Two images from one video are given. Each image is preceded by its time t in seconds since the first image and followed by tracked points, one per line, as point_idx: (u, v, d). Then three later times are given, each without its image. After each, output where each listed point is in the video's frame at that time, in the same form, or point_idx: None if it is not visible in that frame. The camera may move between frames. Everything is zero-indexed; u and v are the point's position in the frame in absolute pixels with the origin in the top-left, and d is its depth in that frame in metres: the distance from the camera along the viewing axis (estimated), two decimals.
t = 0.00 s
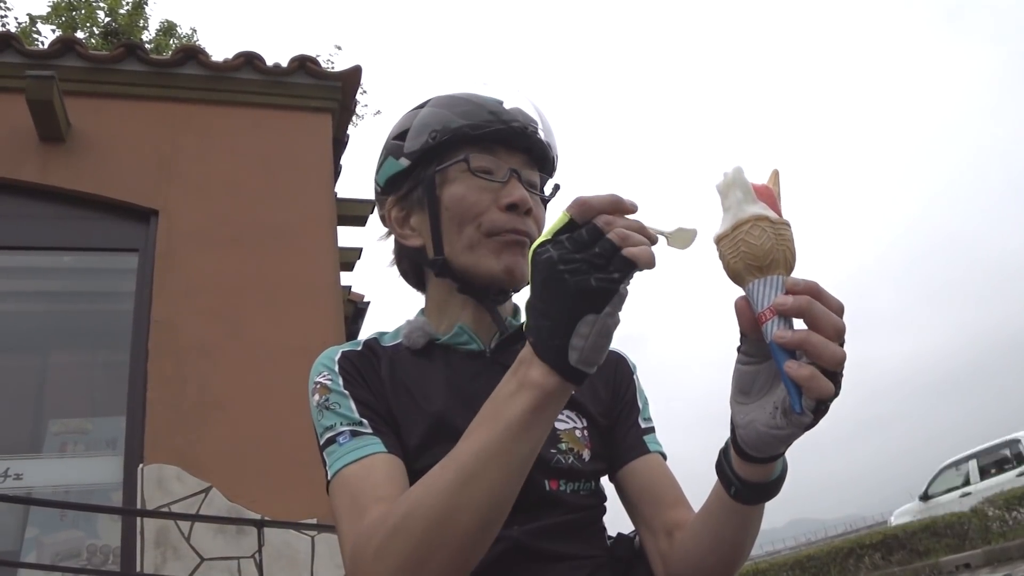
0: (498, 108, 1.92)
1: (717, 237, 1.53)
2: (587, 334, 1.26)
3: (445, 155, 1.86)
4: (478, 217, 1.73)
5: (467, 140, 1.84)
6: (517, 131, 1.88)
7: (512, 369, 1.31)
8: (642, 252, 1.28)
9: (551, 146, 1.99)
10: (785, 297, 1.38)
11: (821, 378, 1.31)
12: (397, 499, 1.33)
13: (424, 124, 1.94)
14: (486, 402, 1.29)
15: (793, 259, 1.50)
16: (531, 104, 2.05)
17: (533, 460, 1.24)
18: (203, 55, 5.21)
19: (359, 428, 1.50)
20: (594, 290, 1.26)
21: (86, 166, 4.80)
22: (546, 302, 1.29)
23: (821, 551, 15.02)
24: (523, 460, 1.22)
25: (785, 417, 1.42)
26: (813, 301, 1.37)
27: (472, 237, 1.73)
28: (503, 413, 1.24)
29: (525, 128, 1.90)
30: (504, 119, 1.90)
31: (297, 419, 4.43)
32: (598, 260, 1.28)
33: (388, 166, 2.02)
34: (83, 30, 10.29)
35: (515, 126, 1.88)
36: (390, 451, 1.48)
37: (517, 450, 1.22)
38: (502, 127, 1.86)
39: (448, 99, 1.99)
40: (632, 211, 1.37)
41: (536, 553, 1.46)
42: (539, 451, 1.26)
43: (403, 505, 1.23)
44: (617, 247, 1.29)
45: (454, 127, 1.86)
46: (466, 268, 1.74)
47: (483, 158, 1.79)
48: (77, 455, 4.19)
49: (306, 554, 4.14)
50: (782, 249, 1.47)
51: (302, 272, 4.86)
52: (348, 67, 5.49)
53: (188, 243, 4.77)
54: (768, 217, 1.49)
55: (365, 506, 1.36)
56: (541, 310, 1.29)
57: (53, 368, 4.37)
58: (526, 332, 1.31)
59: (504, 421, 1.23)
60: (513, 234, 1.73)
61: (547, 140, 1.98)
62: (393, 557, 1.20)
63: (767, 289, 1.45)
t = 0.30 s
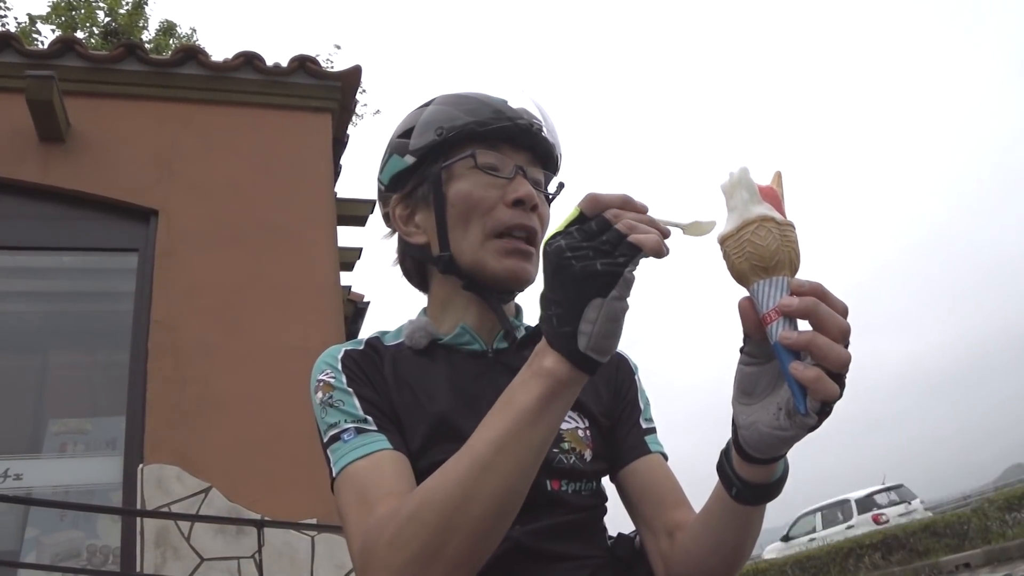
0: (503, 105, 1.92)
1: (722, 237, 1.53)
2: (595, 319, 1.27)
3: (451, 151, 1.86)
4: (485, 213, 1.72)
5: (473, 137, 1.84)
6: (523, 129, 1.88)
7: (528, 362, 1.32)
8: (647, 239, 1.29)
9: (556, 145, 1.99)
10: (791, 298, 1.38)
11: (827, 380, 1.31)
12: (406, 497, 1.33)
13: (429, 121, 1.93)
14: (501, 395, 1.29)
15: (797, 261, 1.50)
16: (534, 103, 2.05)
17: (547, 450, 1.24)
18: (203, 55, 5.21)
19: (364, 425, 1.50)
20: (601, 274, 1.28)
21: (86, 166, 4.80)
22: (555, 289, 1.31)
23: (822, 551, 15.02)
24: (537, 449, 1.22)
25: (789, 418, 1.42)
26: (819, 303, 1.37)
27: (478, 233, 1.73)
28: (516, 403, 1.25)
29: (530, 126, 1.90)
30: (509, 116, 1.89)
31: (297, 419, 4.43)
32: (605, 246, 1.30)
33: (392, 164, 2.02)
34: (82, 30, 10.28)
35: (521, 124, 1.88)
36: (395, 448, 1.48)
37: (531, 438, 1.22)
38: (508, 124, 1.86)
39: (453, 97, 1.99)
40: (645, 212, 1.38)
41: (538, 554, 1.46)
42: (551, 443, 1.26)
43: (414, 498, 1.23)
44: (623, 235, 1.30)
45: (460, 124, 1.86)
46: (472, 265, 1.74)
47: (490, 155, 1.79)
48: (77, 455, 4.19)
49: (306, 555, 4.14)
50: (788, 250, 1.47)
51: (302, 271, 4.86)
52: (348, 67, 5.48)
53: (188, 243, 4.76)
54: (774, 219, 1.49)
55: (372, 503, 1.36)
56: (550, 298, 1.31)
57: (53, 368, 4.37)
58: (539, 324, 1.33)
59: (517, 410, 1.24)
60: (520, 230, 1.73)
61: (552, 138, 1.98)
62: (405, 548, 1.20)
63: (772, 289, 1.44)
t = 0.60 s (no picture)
0: (501, 105, 1.93)
1: (716, 238, 1.53)
2: (609, 328, 1.27)
3: (451, 151, 1.86)
4: (485, 212, 1.73)
5: (472, 136, 1.84)
6: (522, 128, 1.88)
7: (539, 368, 1.32)
8: (665, 252, 1.31)
9: (555, 144, 2.00)
10: (785, 297, 1.39)
11: (823, 379, 1.32)
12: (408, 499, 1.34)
13: (428, 121, 1.94)
14: (511, 401, 1.29)
15: (790, 260, 1.51)
16: (532, 102, 2.05)
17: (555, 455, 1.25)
18: (202, 56, 5.22)
19: (364, 426, 1.51)
20: (617, 284, 1.28)
21: (86, 167, 4.80)
22: (568, 296, 1.31)
23: (822, 551, 15.04)
24: (545, 454, 1.23)
25: (785, 417, 1.42)
26: (813, 302, 1.38)
27: (478, 232, 1.73)
28: (526, 409, 1.25)
29: (529, 125, 1.91)
30: (508, 116, 1.90)
31: (297, 420, 4.43)
32: (621, 256, 1.31)
33: (391, 164, 2.02)
34: (82, 31, 10.28)
35: (520, 123, 1.89)
36: (395, 449, 1.48)
37: (541, 444, 1.23)
38: (507, 124, 1.86)
39: (452, 98, 1.99)
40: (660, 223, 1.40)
41: (536, 554, 1.47)
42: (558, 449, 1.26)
43: (420, 501, 1.23)
44: (640, 246, 1.32)
45: (459, 124, 1.86)
46: (473, 264, 1.74)
47: (489, 154, 1.80)
48: (76, 456, 4.19)
49: (305, 555, 4.14)
50: (780, 250, 1.48)
51: (302, 272, 4.86)
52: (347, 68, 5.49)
53: (187, 244, 4.77)
54: (767, 218, 1.50)
55: (373, 505, 1.36)
56: (564, 305, 1.31)
57: (52, 369, 4.37)
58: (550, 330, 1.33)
59: (527, 415, 1.24)
60: (520, 229, 1.73)
61: (551, 138, 1.99)
62: (410, 551, 1.20)
63: (766, 290, 1.46)
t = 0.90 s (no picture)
0: (500, 106, 1.93)
1: (705, 239, 1.53)
2: (612, 320, 1.28)
3: (449, 152, 1.86)
4: (483, 213, 1.73)
5: (470, 137, 1.85)
6: (520, 129, 1.89)
7: (540, 359, 1.33)
8: (665, 241, 1.31)
9: (554, 145, 2.00)
10: (775, 296, 1.39)
11: (817, 376, 1.32)
12: (411, 495, 1.34)
13: (426, 122, 1.94)
14: (513, 392, 1.30)
15: (780, 259, 1.51)
16: (531, 103, 2.06)
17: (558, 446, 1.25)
18: (201, 58, 5.22)
19: (366, 424, 1.51)
20: (619, 276, 1.29)
21: (85, 169, 4.80)
22: (570, 289, 1.31)
23: (822, 551, 15.09)
24: (549, 445, 1.23)
25: (781, 415, 1.43)
26: (804, 299, 1.38)
27: (476, 233, 1.73)
28: (528, 400, 1.26)
29: (528, 126, 1.91)
30: (506, 116, 1.90)
31: (297, 420, 4.44)
32: (624, 247, 1.32)
33: (390, 165, 2.03)
34: (81, 33, 10.28)
35: (518, 124, 1.89)
36: (397, 447, 1.49)
37: (543, 435, 1.23)
38: (505, 125, 1.87)
39: (450, 98, 2.00)
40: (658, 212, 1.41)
41: (536, 554, 1.47)
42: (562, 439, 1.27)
43: (425, 495, 1.23)
44: (641, 236, 1.32)
45: (457, 125, 1.87)
46: (470, 265, 1.75)
47: (487, 155, 1.80)
48: (76, 458, 4.19)
49: (305, 556, 4.14)
50: (770, 249, 1.48)
51: (302, 272, 4.87)
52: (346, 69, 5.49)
53: (187, 245, 4.77)
54: (755, 218, 1.51)
55: (377, 502, 1.37)
56: (566, 297, 1.31)
57: (52, 371, 4.37)
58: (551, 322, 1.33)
59: (530, 407, 1.24)
60: (518, 230, 1.73)
61: (549, 138, 1.99)
62: (416, 545, 1.20)
63: (757, 288, 1.46)
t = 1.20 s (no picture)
0: (502, 108, 1.93)
1: (698, 243, 1.53)
2: (614, 312, 1.28)
3: (449, 155, 1.86)
4: (482, 218, 1.73)
5: (471, 140, 1.84)
6: (522, 133, 1.88)
7: (542, 353, 1.32)
8: (662, 230, 1.31)
9: (556, 148, 2.00)
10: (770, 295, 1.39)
11: (816, 373, 1.31)
12: (415, 492, 1.34)
13: (428, 123, 1.94)
14: (516, 386, 1.29)
15: (773, 260, 1.51)
16: (535, 106, 2.06)
17: (562, 439, 1.25)
18: (202, 58, 5.22)
19: (369, 422, 1.51)
20: (618, 268, 1.28)
21: (86, 169, 4.80)
22: (570, 283, 1.31)
23: (822, 551, 15.09)
24: (554, 439, 1.23)
25: (781, 414, 1.42)
26: (799, 298, 1.38)
27: (474, 238, 1.74)
28: (531, 394, 1.25)
29: (529, 130, 1.91)
30: (508, 119, 1.90)
31: (297, 421, 4.44)
32: (621, 239, 1.31)
33: (391, 165, 2.03)
34: (81, 33, 10.28)
35: (520, 128, 1.89)
36: (400, 445, 1.48)
37: (547, 428, 1.23)
38: (507, 128, 1.86)
39: (453, 99, 2.00)
40: (651, 201, 1.40)
41: (537, 555, 1.47)
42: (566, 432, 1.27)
43: (430, 491, 1.23)
44: (638, 228, 1.32)
45: (459, 127, 1.87)
46: (468, 270, 1.75)
47: (487, 158, 1.79)
48: (75, 458, 4.19)
49: (305, 557, 4.15)
50: (762, 249, 1.49)
51: (302, 273, 4.87)
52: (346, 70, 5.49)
53: (188, 246, 4.77)
54: (746, 219, 1.51)
55: (381, 500, 1.36)
56: (566, 292, 1.31)
57: (52, 371, 4.37)
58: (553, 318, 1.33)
59: (533, 400, 1.24)
60: (516, 236, 1.73)
61: (551, 141, 1.99)
62: (422, 541, 1.20)
63: (751, 289, 1.46)
